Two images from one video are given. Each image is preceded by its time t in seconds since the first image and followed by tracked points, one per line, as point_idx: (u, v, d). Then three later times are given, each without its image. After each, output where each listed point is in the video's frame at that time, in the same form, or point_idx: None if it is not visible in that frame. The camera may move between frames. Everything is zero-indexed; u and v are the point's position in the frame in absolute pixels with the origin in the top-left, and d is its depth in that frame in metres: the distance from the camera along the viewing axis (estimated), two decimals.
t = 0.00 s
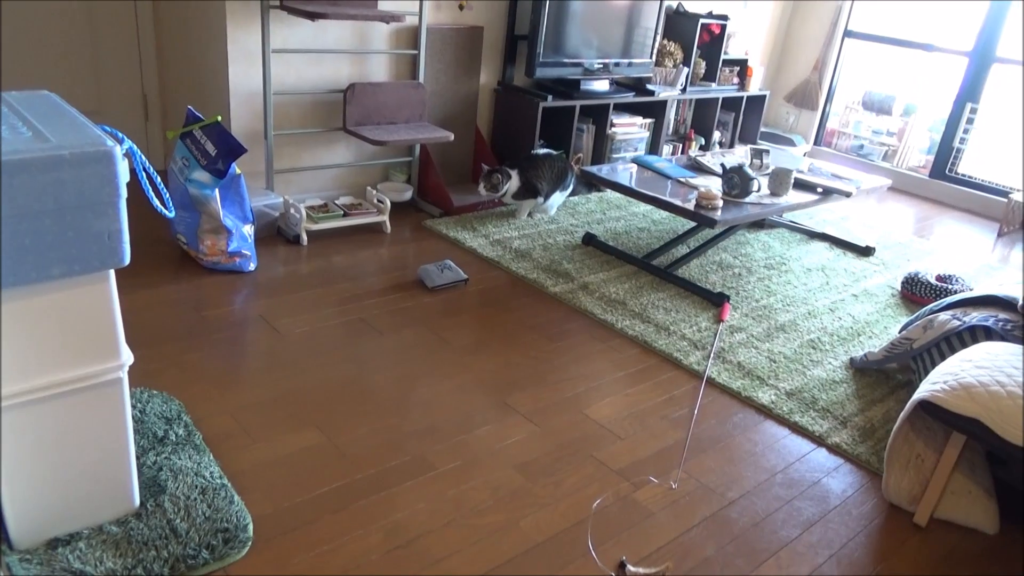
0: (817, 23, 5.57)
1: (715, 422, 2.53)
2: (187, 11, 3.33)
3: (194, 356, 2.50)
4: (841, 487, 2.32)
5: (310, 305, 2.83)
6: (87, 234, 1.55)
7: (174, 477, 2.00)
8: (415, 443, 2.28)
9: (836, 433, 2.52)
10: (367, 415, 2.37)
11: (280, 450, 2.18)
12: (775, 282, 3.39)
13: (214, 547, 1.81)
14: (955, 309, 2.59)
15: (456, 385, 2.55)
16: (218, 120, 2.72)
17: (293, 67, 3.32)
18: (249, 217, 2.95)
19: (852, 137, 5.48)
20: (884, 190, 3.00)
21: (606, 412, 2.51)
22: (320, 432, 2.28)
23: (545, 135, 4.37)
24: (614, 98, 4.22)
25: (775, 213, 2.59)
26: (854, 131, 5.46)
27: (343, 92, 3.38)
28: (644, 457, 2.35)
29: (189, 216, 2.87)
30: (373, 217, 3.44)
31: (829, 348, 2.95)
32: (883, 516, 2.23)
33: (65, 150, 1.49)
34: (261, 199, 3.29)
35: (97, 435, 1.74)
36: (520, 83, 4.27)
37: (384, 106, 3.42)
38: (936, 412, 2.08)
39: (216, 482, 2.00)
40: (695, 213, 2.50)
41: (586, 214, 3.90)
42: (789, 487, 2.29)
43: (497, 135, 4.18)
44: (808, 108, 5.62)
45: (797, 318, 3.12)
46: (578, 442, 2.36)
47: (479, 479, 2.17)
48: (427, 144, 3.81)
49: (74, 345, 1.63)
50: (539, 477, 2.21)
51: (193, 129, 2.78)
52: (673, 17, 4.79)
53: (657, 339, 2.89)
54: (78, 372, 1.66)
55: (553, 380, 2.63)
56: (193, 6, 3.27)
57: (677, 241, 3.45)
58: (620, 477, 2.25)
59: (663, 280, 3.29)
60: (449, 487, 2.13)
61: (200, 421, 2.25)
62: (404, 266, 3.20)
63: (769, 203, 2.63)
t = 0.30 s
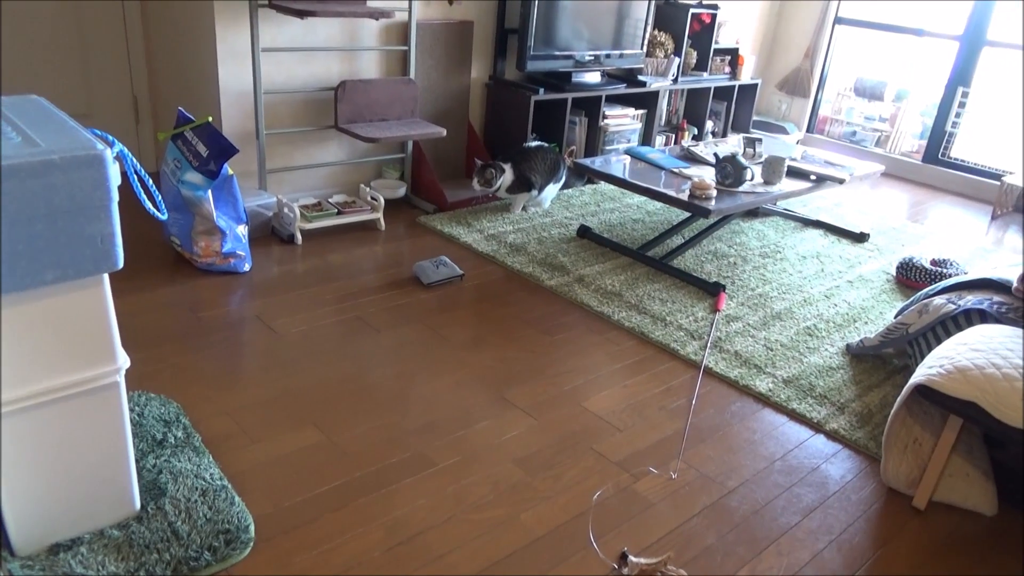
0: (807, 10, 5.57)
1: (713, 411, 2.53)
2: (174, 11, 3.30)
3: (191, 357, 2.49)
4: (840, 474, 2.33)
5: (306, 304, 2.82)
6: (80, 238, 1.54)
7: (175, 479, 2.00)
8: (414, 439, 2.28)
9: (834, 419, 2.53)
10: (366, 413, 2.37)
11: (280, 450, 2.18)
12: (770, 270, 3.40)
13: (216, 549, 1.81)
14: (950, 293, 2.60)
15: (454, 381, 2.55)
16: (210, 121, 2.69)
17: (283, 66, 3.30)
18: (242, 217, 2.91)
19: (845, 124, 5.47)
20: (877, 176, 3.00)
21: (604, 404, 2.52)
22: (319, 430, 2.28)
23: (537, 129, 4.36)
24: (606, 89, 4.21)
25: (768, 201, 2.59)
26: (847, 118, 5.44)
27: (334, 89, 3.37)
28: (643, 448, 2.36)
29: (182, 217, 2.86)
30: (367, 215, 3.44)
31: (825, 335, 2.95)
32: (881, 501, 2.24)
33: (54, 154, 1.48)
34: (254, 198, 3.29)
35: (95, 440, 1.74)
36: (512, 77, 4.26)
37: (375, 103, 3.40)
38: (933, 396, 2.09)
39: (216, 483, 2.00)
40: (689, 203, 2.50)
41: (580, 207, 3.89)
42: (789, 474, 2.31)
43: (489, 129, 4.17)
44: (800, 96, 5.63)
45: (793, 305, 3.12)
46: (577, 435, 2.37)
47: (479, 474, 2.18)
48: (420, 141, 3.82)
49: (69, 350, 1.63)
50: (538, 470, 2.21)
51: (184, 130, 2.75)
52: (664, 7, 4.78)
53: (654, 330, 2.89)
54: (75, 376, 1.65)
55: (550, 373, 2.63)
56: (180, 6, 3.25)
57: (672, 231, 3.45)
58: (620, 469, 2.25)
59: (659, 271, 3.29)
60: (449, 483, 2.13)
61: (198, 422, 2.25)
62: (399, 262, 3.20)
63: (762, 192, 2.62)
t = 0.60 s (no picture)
0: None
1: (715, 408, 2.50)
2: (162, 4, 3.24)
3: (184, 356, 2.45)
4: (843, 470, 2.29)
5: (300, 300, 2.77)
6: (71, 237, 1.51)
7: (168, 481, 1.95)
8: (411, 439, 2.24)
9: (838, 415, 2.49)
10: (362, 412, 2.33)
11: (274, 450, 2.14)
12: (772, 264, 3.35)
13: (211, 551, 1.78)
14: (954, 286, 2.56)
15: (452, 378, 2.51)
16: (200, 116, 2.62)
17: (275, 59, 3.26)
18: (235, 214, 2.86)
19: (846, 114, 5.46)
20: (878, 167, 2.95)
21: (604, 401, 2.48)
22: (315, 430, 2.24)
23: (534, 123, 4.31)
24: (603, 81, 4.16)
25: (770, 193, 2.55)
26: (848, 108, 5.43)
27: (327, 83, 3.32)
28: (644, 445, 2.32)
29: (173, 214, 2.79)
30: (362, 211, 3.39)
31: (828, 329, 2.90)
32: (885, 498, 2.20)
33: (43, 151, 1.44)
34: (246, 195, 3.22)
35: (87, 442, 1.69)
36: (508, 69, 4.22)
37: (369, 96, 3.36)
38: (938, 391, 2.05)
39: (211, 485, 1.96)
40: (689, 196, 2.46)
41: (579, 201, 3.84)
42: (792, 471, 2.27)
43: (485, 123, 4.13)
44: (800, 87, 5.59)
45: (795, 300, 3.08)
46: (576, 433, 2.33)
47: (477, 473, 2.14)
48: (415, 134, 3.75)
49: (61, 350, 1.59)
50: (538, 469, 2.17)
51: (174, 126, 2.70)
52: None
53: (654, 326, 2.84)
54: (66, 377, 1.61)
55: (549, 370, 2.59)
56: None
57: (672, 225, 3.40)
58: (621, 467, 2.22)
59: (658, 266, 3.24)
60: (447, 483, 2.09)
61: (192, 423, 2.21)
62: (395, 258, 3.15)
63: (763, 184, 2.58)
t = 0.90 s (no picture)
0: None
1: (725, 410, 2.38)
2: None
3: (169, 359, 2.33)
4: (860, 475, 2.18)
5: (291, 299, 2.65)
6: (50, 235, 1.42)
7: (153, 490, 1.85)
8: (407, 445, 2.14)
9: (854, 418, 2.37)
10: (355, 417, 2.22)
11: (262, 457, 2.04)
12: (783, 260, 3.20)
13: (199, 563, 1.68)
14: (975, 281, 2.43)
15: (450, 381, 2.39)
16: (183, 108, 2.49)
17: (262, 48, 3.14)
18: (221, 210, 2.73)
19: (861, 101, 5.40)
20: (895, 157, 2.83)
21: (608, 404, 2.36)
22: (305, 436, 2.13)
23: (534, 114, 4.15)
24: (606, 68, 4.05)
25: (781, 185, 2.44)
26: (863, 96, 5.35)
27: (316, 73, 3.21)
28: (650, 450, 2.21)
29: (156, 211, 2.63)
30: (354, 206, 3.24)
31: (843, 328, 2.77)
32: (905, 504, 2.08)
33: (21, 145, 1.36)
34: (233, 191, 3.06)
35: (68, 452, 1.59)
36: (506, 57, 4.07)
37: (361, 85, 3.25)
38: (958, 391, 1.93)
39: (199, 493, 1.86)
40: (696, 188, 2.35)
41: (581, 195, 3.69)
42: (806, 476, 2.15)
43: (483, 113, 3.96)
44: (813, 72, 5.45)
45: (808, 297, 2.94)
46: (579, 437, 2.22)
47: (476, 480, 2.03)
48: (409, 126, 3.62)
49: (38, 354, 1.48)
50: (540, 476, 2.06)
51: (157, 118, 2.53)
52: None
53: (661, 325, 2.70)
54: (45, 383, 1.50)
55: (551, 371, 2.47)
56: None
57: (679, 219, 3.26)
58: (627, 473, 2.11)
59: (665, 261, 3.09)
60: (444, 490, 1.98)
61: (177, 429, 2.10)
62: (389, 255, 3.02)
63: (774, 175, 2.46)
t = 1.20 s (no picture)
0: None
1: (737, 420, 2.26)
2: None
3: (155, 360, 2.22)
4: (879, 489, 2.06)
5: (283, 298, 2.54)
6: (31, 232, 1.32)
7: (136, 499, 1.76)
8: (403, 453, 2.03)
9: (873, 429, 2.25)
10: (349, 423, 2.12)
11: (251, 466, 1.94)
12: (800, 262, 3.05)
13: None
14: (1002, 286, 2.31)
15: (449, 386, 2.28)
16: (171, 97, 2.38)
17: (253, 35, 2.95)
18: (208, 205, 2.60)
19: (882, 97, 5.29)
20: (918, 155, 2.73)
21: (615, 413, 2.25)
22: (296, 443, 2.03)
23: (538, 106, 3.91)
24: (615, 60, 3.83)
25: (796, 184, 2.32)
26: (885, 91, 5.25)
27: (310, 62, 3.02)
28: (658, 461, 2.10)
29: (142, 206, 2.53)
30: (349, 202, 3.07)
31: (862, 334, 2.64)
32: (926, 520, 1.96)
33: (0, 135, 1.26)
34: (220, 184, 2.89)
35: (46, 459, 1.48)
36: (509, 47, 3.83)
37: (357, 77, 3.07)
38: (981, 401, 1.82)
39: (184, 503, 1.77)
40: (708, 187, 2.24)
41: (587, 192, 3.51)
42: (822, 490, 2.04)
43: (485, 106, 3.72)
44: (831, 65, 5.33)
45: (826, 301, 2.80)
46: (584, 447, 2.11)
47: (475, 492, 1.93)
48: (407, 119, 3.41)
49: (17, 356, 1.38)
50: (543, 487, 1.96)
51: (143, 108, 2.41)
52: None
53: (670, 330, 2.57)
54: (24, 386, 1.39)
55: (555, 377, 2.35)
56: None
57: (690, 219, 3.11)
58: (633, 485, 2.00)
59: (675, 263, 2.94)
60: (441, 503, 1.89)
61: (163, 434, 2.00)
62: (385, 251, 2.88)
63: (790, 173, 2.35)
